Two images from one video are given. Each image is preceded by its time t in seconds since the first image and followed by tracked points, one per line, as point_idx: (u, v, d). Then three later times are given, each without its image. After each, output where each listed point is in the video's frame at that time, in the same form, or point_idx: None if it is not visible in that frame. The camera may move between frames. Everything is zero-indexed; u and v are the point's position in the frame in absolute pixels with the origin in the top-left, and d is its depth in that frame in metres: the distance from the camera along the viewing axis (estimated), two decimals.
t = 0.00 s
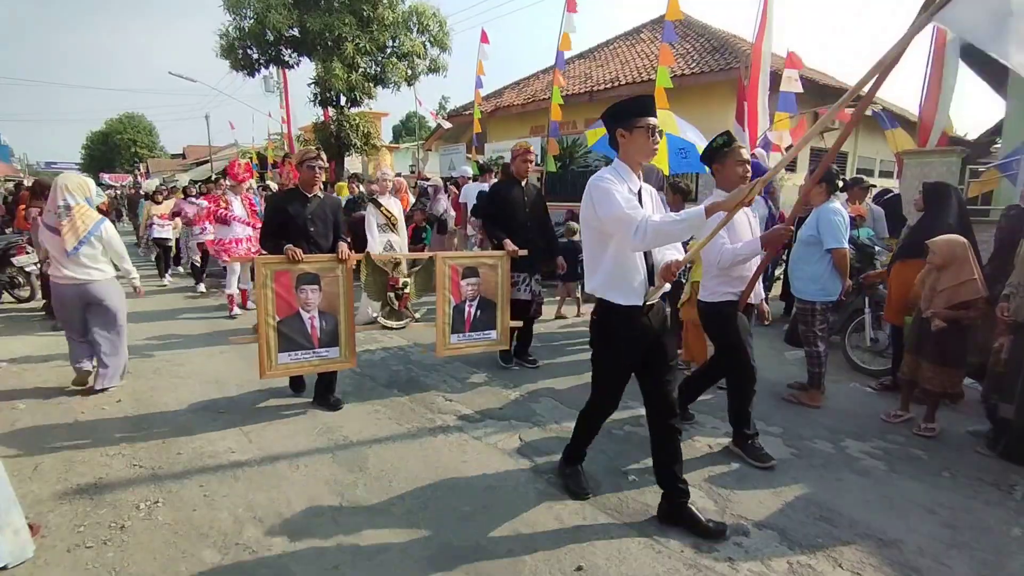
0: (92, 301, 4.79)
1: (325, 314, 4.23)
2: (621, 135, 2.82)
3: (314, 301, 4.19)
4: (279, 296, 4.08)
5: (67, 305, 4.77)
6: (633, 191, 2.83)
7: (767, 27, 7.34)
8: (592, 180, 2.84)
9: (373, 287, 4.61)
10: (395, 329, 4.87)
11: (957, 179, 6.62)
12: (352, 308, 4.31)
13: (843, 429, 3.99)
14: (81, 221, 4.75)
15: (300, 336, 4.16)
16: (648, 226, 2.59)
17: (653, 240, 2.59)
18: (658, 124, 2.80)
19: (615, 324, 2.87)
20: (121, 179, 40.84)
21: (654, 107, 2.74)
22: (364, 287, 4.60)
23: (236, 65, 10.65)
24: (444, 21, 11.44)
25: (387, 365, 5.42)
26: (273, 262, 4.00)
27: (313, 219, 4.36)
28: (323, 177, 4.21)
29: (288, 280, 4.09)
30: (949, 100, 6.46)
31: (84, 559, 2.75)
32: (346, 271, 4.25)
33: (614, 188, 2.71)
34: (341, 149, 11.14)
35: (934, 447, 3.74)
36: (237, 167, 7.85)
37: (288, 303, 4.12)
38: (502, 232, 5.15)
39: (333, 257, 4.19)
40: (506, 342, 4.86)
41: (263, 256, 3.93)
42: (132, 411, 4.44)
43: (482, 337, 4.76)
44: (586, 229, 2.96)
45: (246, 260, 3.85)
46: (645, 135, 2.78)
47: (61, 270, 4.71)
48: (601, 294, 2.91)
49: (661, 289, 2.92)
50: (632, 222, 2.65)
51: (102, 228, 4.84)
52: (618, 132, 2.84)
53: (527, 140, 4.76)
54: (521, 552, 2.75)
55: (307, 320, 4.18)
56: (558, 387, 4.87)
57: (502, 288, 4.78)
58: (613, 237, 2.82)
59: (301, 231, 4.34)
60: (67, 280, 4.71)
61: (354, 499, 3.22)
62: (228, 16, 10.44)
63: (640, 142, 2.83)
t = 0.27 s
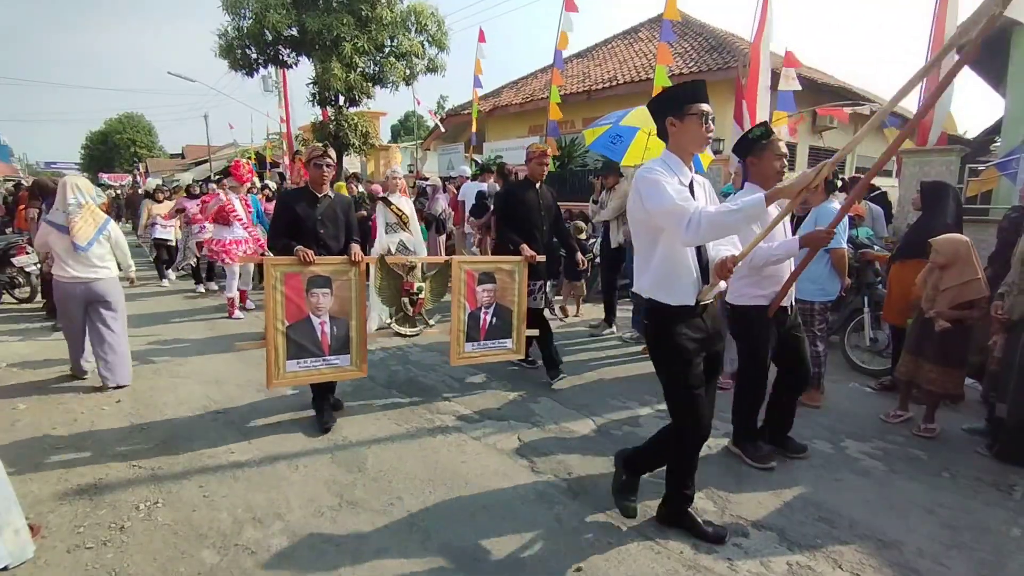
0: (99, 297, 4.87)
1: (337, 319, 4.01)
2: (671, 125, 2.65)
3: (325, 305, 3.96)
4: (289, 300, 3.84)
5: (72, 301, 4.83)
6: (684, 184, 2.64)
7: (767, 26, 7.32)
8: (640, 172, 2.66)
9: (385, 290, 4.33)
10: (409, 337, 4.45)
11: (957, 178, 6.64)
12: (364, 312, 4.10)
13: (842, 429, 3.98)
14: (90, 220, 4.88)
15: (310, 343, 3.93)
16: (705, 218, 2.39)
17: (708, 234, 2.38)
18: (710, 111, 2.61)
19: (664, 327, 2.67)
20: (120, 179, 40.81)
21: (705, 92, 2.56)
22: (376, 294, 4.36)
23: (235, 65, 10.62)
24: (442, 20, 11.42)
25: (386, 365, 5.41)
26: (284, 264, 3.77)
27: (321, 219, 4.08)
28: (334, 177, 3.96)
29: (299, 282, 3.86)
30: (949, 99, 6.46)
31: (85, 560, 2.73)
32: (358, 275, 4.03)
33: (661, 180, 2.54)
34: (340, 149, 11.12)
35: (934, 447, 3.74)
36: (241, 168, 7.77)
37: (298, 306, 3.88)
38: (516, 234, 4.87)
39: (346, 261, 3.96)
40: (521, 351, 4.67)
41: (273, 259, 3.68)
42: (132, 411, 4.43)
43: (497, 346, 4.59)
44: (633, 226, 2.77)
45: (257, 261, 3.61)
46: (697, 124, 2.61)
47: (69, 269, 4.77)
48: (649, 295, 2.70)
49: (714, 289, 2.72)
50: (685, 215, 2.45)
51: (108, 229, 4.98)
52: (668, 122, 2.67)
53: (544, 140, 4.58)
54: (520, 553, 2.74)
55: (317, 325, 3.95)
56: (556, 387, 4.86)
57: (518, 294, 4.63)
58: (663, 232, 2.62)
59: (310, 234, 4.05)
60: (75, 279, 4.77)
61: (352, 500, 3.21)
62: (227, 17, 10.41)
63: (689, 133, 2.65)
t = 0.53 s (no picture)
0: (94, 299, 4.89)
1: (345, 329, 3.82)
2: (722, 121, 2.49)
3: (333, 314, 3.77)
4: (295, 309, 3.66)
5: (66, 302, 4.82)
6: (736, 185, 2.45)
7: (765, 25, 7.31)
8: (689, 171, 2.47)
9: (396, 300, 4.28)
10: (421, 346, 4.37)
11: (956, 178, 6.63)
12: (375, 322, 3.91)
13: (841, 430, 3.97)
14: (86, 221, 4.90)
15: (317, 353, 3.75)
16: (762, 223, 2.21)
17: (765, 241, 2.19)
18: (764, 107, 2.44)
19: (710, 338, 2.46)
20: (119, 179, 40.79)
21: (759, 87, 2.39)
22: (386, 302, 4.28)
23: (233, 65, 10.58)
24: (441, 20, 11.39)
25: (385, 365, 5.39)
26: (290, 270, 3.57)
27: (329, 222, 3.89)
28: (340, 177, 3.76)
29: (306, 290, 3.67)
30: (948, 98, 6.46)
31: (83, 560, 2.71)
32: (370, 283, 3.85)
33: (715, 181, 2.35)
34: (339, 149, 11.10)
35: (933, 447, 3.73)
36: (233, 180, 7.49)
37: (306, 315, 3.70)
38: (535, 240, 4.61)
39: (356, 268, 3.79)
40: (534, 362, 4.52)
41: (280, 265, 3.48)
42: (131, 411, 4.41)
43: (511, 357, 4.44)
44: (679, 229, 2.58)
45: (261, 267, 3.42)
46: (751, 120, 2.44)
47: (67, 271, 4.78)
48: (695, 305, 2.50)
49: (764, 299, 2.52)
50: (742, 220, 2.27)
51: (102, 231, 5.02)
52: (719, 118, 2.50)
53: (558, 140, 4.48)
54: (518, 554, 2.72)
55: (325, 334, 3.77)
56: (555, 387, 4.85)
57: (533, 303, 4.46)
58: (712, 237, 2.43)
59: (318, 239, 3.87)
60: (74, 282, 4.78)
61: (350, 500, 3.19)
62: (225, 17, 10.39)
63: (739, 131, 2.48)
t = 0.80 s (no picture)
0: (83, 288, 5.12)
1: (359, 336, 3.69)
2: (787, 117, 2.25)
3: (346, 320, 3.63)
4: (307, 315, 3.53)
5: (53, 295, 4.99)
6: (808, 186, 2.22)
7: (767, 25, 7.30)
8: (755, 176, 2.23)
9: (413, 304, 4.02)
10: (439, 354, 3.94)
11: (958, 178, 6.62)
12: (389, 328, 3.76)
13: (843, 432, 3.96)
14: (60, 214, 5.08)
15: (329, 361, 3.62)
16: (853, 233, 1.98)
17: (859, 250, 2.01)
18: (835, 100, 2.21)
19: (783, 354, 2.25)
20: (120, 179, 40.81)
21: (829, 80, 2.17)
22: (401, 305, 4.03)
23: (233, 66, 10.57)
24: (441, 20, 11.38)
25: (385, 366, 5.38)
26: (301, 274, 3.45)
27: (341, 221, 3.72)
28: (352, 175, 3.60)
29: (318, 296, 3.53)
30: (951, 98, 6.46)
31: (82, 561, 2.70)
32: (384, 287, 3.71)
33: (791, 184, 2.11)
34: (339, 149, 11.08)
35: (936, 449, 3.71)
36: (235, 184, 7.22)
37: (318, 322, 3.57)
38: (556, 239, 4.40)
39: (371, 271, 3.65)
40: (555, 368, 4.37)
41: (289, 267, 3.35)
42: (131, 411, 4.40)
43: (532, 362, 4.30)
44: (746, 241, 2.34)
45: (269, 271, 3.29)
46: (821, 112, 2.20)
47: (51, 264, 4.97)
48: (770, 323, 2.26)
49: (843, 313, 2.32)
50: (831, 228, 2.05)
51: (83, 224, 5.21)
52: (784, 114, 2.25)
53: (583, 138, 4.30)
54: (518, 556, 2.71)
55: (336, 341, 3.64)
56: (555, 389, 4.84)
57: (555, 307, 4.30)
58: (786, 247, 2.19)
59: (327, 240, 3.69)
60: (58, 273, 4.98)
61: (351, 502, 3.18)
62: (225, 17, 10.37)
63: (805, 128, 2.24)
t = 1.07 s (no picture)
0: (77, 288, 5.21)
1: (377, 350, 3.37)
2: (869, 95, 1.93)
3: (364, 333, 3.31)
4: (321, 328, 3.21)
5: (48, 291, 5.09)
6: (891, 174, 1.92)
7: (768, 25, 7.29)
8: (837, 160, 1.90)
9: (431, 318, 3.65)
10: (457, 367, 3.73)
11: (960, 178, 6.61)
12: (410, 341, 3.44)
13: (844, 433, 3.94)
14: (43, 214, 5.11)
15: (345, 378, 3.29)
16: (965, 227, 1.70)
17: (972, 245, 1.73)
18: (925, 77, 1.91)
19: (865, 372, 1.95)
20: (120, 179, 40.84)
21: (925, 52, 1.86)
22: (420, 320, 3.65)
23: (233, 66, 10.55)
24: (441, 20, 11.37)
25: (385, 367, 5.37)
26: (316, 284, 3.13)
27: (362, 229, 3.51)
28: (379, 180, 3.39)
29: (334, 307, 3.21)
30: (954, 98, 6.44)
31: (82, 562, 2.68)
32: (404, 297, 3.38)
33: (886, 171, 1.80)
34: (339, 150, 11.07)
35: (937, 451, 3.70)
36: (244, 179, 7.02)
37: (334, 335, 3.24)
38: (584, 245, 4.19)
39: (388, 280, 3.33)
40: (583, 385, 4.04)
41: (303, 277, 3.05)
42: (131, 411, 4.39)
43: (557, 378, 3.94)
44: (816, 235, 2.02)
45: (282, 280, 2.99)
46: (910, 92, 1.89)
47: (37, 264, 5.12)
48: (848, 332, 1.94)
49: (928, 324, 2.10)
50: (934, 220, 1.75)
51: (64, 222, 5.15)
52: (865, 91, 1.93)
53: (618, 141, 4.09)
54: (518, 557, 2.70)
55: (354, 355, 3.31)
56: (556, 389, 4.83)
57: (583, 318, 4.00)
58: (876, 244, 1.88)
59: (348, 248, 3.48)
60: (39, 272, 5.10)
61: (350, 503, 3.16)
62: (226, 18, 10.36)
63: (889, 108, 1.92)
